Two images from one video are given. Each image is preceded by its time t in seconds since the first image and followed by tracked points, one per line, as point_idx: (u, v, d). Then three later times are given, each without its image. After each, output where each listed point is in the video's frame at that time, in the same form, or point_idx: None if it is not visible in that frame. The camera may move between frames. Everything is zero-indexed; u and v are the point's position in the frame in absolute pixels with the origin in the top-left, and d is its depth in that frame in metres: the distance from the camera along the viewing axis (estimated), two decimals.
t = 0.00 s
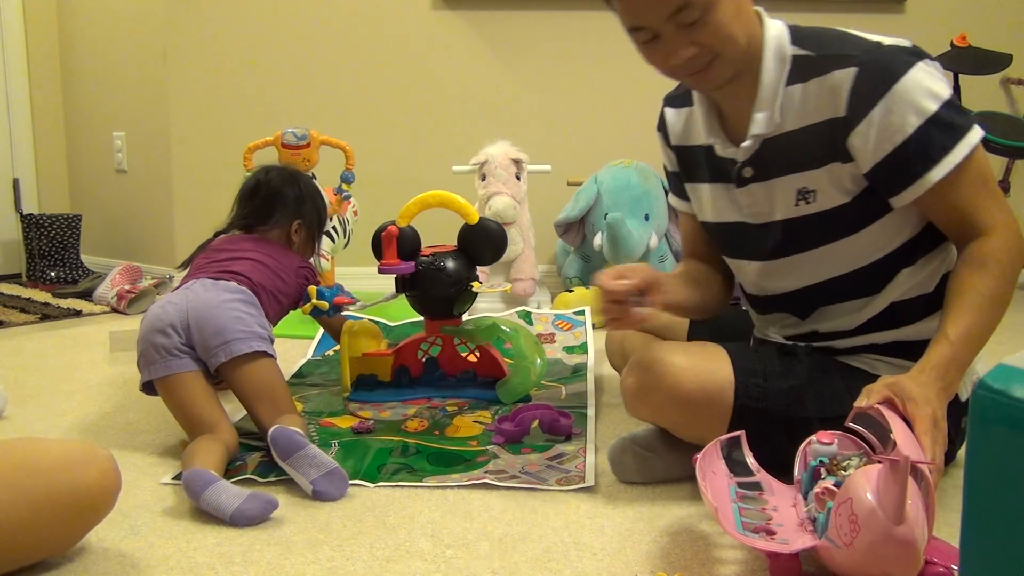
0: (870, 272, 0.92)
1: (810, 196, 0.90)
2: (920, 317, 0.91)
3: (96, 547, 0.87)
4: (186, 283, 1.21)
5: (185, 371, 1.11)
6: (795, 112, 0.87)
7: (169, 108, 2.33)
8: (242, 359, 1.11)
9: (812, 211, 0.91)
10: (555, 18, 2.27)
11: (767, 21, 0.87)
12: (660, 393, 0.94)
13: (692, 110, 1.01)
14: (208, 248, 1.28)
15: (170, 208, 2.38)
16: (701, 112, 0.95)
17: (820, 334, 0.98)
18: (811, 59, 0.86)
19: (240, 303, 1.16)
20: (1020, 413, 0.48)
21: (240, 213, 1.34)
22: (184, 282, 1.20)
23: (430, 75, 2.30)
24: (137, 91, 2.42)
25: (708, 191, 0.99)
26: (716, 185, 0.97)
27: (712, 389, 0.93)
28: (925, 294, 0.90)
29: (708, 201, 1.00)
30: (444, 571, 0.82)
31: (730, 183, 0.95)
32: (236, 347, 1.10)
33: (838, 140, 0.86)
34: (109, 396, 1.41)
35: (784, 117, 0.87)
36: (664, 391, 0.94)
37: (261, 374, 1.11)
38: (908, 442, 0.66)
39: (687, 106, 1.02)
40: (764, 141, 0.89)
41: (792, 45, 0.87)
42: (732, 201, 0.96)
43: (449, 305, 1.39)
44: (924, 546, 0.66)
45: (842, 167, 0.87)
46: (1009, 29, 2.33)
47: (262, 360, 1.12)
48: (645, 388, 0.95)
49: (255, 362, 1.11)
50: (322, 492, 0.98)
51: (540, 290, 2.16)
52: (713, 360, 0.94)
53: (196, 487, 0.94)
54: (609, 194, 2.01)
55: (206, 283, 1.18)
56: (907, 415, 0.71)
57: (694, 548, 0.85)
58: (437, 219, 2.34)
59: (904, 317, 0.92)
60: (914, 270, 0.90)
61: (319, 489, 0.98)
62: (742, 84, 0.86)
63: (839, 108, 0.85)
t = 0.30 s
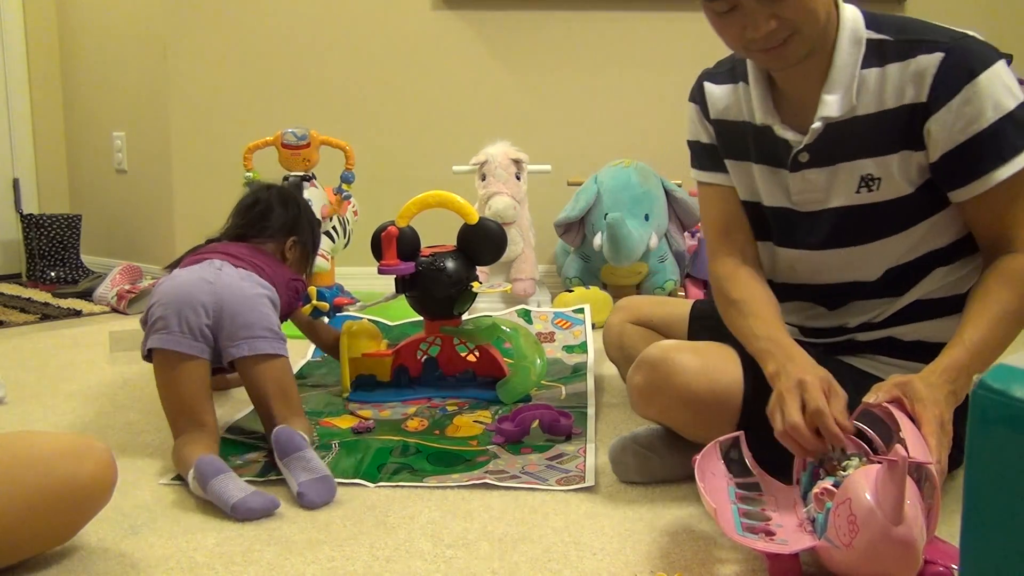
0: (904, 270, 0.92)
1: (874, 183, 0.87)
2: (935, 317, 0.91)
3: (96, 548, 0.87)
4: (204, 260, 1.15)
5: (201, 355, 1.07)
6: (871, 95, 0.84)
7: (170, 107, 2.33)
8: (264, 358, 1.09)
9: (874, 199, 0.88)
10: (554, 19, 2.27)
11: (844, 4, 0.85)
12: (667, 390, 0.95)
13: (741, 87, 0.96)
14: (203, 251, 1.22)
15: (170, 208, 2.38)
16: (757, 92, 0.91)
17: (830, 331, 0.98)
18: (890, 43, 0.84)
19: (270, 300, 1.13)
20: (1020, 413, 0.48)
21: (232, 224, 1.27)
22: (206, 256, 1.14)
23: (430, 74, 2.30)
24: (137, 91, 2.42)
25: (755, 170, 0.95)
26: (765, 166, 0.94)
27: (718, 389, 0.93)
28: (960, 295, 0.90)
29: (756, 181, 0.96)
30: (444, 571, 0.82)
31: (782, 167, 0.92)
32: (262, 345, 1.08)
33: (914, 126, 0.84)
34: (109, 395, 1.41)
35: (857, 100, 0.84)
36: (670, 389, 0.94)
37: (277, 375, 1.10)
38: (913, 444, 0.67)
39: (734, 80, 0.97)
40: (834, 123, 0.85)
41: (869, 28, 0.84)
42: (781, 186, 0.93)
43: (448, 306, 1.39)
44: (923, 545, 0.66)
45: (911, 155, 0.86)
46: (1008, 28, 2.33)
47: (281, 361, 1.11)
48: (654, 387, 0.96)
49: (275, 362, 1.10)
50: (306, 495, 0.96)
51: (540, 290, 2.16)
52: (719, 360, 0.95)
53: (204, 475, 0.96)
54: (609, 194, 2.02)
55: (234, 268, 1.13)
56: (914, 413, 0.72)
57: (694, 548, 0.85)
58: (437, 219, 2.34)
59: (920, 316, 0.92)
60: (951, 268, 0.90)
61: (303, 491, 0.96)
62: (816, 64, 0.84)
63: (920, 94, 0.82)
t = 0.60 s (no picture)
0: (917, 275, 0.91)
1: (895, 188, 0.87)
2: (940, 324, 0.92)
3: (97, 548, 0.87)
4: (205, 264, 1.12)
5: (213, 365, 1.06)
6: (895, 98, 0.84)
7: (170, 108, 2.33)
8: (275, 365, 1.09)
9: (894, 205, 0.88)
10: (554, 19, 2.27)
11: (872, 4, 0.85)
12: (666, 391, 0.94)
13: (762, 82, 0.96)
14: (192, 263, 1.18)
15: (170, 208, 2.38)
16: (778, 90, 0.90)
17: (838, 332, 0.98)
18: (916, 45, 0.83)
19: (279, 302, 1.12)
20: (1021, 413, 0.48)
21: (217, 235, 1.23)
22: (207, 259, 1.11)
23: (430, 74, 2.30)
24: (137, 91, 2.42)
25: (772, 169, 0.95)
26: (782, 165, 0.94)
27: (717, 389, 0.93)
28: (969, 304, 0.91)
29: (772, 180, 0.96)
30: (444, 571, 0.82)
31: (802, 166, 0.92)
32: (274, 353, 1.08)
33: (938, 130, 0.84)
34: (109, 395, 1.41)
35: (881, 103, 0.84)
36: (669, 389, 0.94)
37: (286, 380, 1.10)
38: (912, 445, 0.67)
39: (755, 77, 0.97)
40: (856, 125, 0.85)
41: (896, 30, 0.84)
42: (800, 185, 0.93)
43: (449, 306, 1.40)
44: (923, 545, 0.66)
45: (934, 161, 0.85)
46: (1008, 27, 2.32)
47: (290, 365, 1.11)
48: (651, 388, 0.96)
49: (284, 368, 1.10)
50: (313, 490, 0.96)
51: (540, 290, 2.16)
52: (719, 361, 0.94)
53: (221, 463, 0.96)
54: (609, 194, 2.02)
55: (240, 271, 1.11)
56: (911, 414, 0.72)
57: (694, 548, 0.85)
58: (437, 219, 2.34)
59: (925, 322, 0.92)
60: (967, 274, 0.90)
61: (311, 486, 0.97)
62: (839, 65, 0.84)
63: (947, 99, 0.82)
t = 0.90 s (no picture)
0: (915, 277, 0.92)
1: (896, 190, 0.87)
2: (939, 325, 0.92)
3: (97, 548, 0.87)
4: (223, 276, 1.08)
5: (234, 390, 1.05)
6: (899, 100, 0.84)
7: (170, 108, 2.33)
8: (294, 383, 1.10)
9: (894, 207, 0.88)
10: (554, 19, 2.27)
11: (878, 4, 0.85)
12: (664, 391, 0.95)
13: (765, 80, 0.96)
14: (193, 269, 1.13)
15: (170, 208, 2.38)
16: (781, 89, 0.91)
17: (836, 332, 0.98)
18: (921, 47, 0.83)
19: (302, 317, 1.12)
20: (1019, 413, 0.48)
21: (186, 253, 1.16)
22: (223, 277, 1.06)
23: (430, 74, 2.30)
24: (137, 91, 2.42)
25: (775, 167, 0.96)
26: (784, 164, 0.94)
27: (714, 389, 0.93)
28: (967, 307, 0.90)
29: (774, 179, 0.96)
30: (444, 571, 0.82)
31: (804, 166, 0.92)
32: (294, 373, 1.09)
33: (940, 131, 0.83)
34: (110, 395, 1.41)
35: (884, 104, 0.84)
36: (666, 389, 0.94)
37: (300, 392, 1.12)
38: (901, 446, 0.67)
39: (759, 75, 0.97)
40: (858, 125, 0.85)
41: (901, 30, 0.84)
42: (802, 185, 0.93)
43: (449, 306, 1.39)
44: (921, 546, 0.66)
45: (934, 163, 0.85)
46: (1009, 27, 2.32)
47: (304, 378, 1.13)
48: (650, 387, 0.96)
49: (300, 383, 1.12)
50: (329, 480, 0.98)
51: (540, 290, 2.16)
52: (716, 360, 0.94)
53: (247, 453, 0.98)
54: (608, 194, 2.02)
55: (264, 288, 1.08)
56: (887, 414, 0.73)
57: (694, 548, 0.85)
58: (437, 219, 2.34)
59: (924, 324, 0.92)
60: (964, 276, 0.90)
61: (326, 474, 0.98)
62: (844, 65, 0.84)
63: (949, 101, 0.82)
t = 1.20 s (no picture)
0: (916, 278, 0.92)
1: (898, 190, 0.87)
2: (940, 325, 0.92)
3: (97, 548, 0.87)
4: (259, 334, 1.01)
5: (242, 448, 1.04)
6: (900, 100, 0.84)
7: (170, 108, 2.33)
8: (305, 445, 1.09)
9: (896, 206, 0.88)
10: (554, 19, 2.27)
11: (880, 5, 0.85)
12: (663, 389, 0.94)
13: (768, 79, 0.96)
14: (219, 286, 1.05)
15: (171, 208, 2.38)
16: (784, 87, 0.90)
17: (837, 332, 0.98)
18: (923, 48, 0.83)
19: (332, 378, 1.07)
20: (1020, 413, 0.48)
21: (205, 218, 1.10)
22: (257, 360, 0.99)
23: (431, 74, 2.30)
24: (137, 91, 2.42)
25: (777, 166, 0.95)
26: (786, 163, 0.94)
27: (715, 388, 0.93)
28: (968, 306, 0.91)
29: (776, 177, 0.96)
30: (444, 571, 0.82)
31: (806, 165, 0.92)
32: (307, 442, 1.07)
33: (941, 132, 0.83)
34: (110, 395, 1.41)
35: (886, 105, 0.84)
36: (666, 387, 0.94)
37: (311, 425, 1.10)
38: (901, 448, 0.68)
39: (762, 74, 0.97)
40: (859, 126, 0.85)
41: (903, 31, 0.84)
42: (803, 184, 0.93)
43: (449, 306, 1.39)
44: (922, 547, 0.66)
45: (934, 164, 0.85)
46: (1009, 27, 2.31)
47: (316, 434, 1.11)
48: (649, 385, 0.95)
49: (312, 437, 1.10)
50: (325, 486, 0.97)
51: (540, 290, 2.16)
52: (716, 359, 0.94)
53: (234, 468, 0.98)
54: (609, 194, 2.02)
55: (301, 357, 1.02)
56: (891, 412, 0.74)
57: (694, 548, 0.85)
58: (437, 219, 2.34)
59: (925, 323, 0.92)
60: (965, 277, 0.90)
61: (325, 482, 0.97)
62: (846, 65, 0.84)
63: (950, 103, 0.82)
